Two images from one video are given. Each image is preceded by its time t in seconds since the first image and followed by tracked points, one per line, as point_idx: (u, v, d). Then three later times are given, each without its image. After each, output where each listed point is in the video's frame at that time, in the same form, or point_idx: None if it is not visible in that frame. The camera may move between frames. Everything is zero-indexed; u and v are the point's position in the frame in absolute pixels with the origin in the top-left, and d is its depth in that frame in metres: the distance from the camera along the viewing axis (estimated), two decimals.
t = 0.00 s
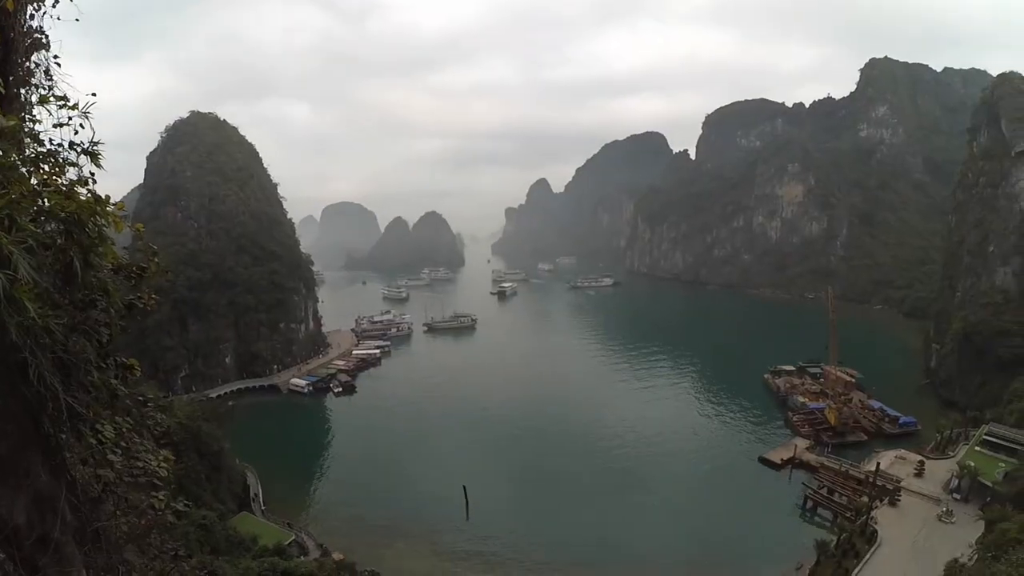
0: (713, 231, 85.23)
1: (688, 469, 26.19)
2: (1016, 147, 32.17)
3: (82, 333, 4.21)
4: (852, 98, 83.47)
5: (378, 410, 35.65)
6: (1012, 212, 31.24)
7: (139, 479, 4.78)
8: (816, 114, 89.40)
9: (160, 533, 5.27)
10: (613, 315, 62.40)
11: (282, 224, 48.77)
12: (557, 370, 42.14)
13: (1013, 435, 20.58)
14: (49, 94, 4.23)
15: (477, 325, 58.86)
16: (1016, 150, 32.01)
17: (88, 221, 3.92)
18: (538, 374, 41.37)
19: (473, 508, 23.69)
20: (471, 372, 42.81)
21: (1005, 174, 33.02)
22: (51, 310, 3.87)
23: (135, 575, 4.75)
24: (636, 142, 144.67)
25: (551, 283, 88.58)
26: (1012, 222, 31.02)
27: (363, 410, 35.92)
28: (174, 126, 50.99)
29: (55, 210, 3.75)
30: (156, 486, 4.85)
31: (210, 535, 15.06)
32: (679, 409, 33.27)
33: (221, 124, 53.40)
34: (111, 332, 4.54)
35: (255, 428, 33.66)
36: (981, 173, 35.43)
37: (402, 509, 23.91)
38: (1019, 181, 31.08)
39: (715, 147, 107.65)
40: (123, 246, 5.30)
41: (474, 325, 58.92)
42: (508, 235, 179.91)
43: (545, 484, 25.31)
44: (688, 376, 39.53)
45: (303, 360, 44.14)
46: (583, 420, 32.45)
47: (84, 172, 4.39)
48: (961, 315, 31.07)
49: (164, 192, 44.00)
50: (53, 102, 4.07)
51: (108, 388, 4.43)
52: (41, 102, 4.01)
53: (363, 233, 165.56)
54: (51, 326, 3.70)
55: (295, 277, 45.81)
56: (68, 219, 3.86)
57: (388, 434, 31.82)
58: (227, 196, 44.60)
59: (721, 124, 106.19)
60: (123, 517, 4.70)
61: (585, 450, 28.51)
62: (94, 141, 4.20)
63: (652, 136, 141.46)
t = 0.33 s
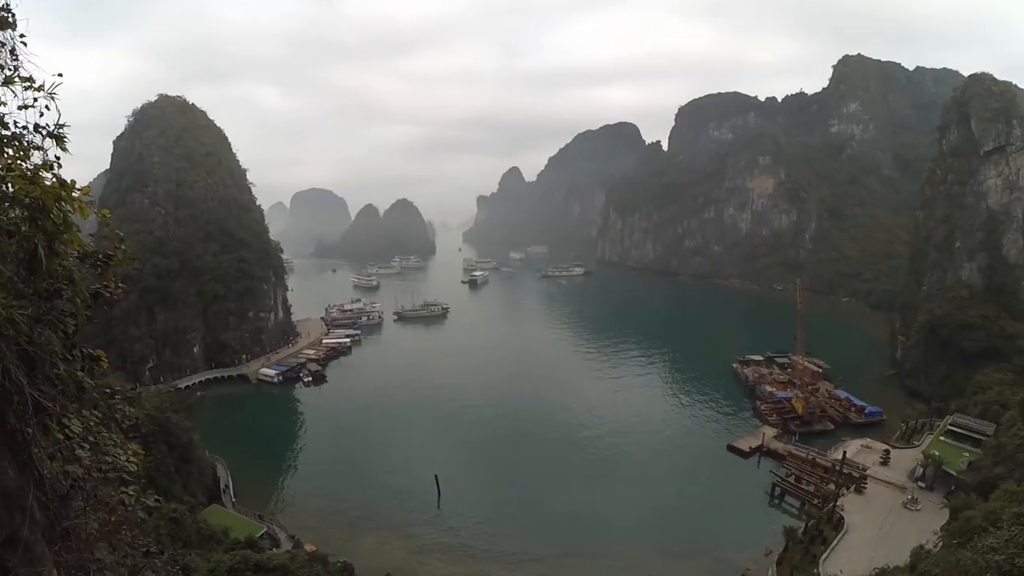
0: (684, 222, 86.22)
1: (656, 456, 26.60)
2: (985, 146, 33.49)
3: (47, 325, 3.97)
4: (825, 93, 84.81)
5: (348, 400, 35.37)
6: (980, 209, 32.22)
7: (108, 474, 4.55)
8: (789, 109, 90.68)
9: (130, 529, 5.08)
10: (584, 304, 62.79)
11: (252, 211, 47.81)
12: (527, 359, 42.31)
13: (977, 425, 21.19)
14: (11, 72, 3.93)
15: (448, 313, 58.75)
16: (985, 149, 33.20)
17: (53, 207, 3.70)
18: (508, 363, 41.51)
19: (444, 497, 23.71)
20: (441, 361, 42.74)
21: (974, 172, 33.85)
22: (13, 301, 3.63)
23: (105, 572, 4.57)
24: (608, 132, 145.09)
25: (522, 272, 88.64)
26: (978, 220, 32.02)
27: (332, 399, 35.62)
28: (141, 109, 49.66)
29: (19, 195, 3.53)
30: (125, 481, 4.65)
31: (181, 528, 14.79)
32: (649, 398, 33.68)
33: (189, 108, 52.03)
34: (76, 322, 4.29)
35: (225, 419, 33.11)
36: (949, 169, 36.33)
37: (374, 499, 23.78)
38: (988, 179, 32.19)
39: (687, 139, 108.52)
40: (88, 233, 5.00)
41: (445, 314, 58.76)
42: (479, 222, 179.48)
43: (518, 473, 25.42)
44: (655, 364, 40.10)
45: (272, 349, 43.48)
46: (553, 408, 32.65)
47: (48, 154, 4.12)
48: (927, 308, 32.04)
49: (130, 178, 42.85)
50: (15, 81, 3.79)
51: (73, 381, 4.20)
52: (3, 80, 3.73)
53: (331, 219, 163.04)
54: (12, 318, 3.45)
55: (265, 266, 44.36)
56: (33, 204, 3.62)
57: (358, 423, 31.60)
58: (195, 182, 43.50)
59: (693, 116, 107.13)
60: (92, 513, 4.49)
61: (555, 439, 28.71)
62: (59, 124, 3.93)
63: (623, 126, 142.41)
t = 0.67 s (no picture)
0: (665, 218, 86.62)
1: (635, 451, 26.80)
2: (964, 147, 33.54)
3: (22, 317, 3.81)
4: (808, 92, 85.68)
5: (327, 393, 35.17)
6: (958, 209, 32.86)
7: (87, 470, 4.42)
8: (771, 107, 91.47)
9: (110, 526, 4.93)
10: (564, 298, 62.97)
11: (232, 203, 47.09)
12: (507, 352, 42.37)
13: (954, 422, 21.62)
14: None
15: (427, 307, 58.63)
16: (964, 150, 33.41)
17: (30, 195, 3.56)
18: (488, 356, 41.57)
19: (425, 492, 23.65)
20: (420, 354, 42.69)
21: (953, 172, 34.17)
22: None
23: (86, 570, 4.44)
24: (590, 126, 145.21)
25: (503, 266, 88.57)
26: (957, 219, 32.65)
27: (311, 392, 35.37)
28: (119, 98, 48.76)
29: None
30: (106, 476, 4.51)
31: (161, 524, 14.61)
32: (630, 393, 33.96)
33: (169, 97, 51.09)
34: (53, 314, 4.14)
35: (204, 413, 32.71)
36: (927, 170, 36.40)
37: (355, 493, 23.70)
38: (967, 180, 32.75)
39: (669, 135, 108.94)
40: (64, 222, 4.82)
41: (425, 307, 58.64)
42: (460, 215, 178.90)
43: (500, 468, 25.41)
44: (633, 359, 40.43)
45: (252, 343, 42.96)
46: (532, 402, 32.76)
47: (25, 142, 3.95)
48: (906, 305, 32.68)
49: (108, 168, 42.02)
50: None
51: (51, 376, 4.04)
52: None
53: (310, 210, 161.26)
54: None
55: (245, 258, 43.63)
56: (10, 192, 3.49)
57: (336, 417, 31.36)
58: (173, 172, 42.74)
59: (676, 112, 107.71)
60: (71, 509, 4.34)
61: (536, 433, 28.80)
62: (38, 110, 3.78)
63: (606, 121, 142.76)
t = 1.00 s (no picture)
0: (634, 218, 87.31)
1: (612, 450, 26.92)
2: (928, 144, 33.95)
3: None
4: (774, 92, 87.24)
5: (299, 400, 34.58)
6: (922, 204, 33.72)
7: (57, 487, 4.21)
8: (738, 107, 92.94)
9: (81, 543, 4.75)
10: (537, 299, 63.03)
11: (198, 208, 45.94)
12: (481, 355, 42.25)
13: (923, 411, 22.24)
14: None
15: (398, 311, 58.16)
16: (928, 147, 33.90)
17: None
18: (460, 359, 41.40)
19: (402, 498, 23.38)
20: (392, 358, 42.30)
21: (917, 168, 34.99)
22: None
23: None
24: (560, 127, 145.85)
25: (474, 267, 88.30)
26: (921, 214, 33.57)
27: (284, 400, 34.74)
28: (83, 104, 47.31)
29: None
30: (77, 494, 4.31)
31: (134, 540, 14.16)
32: (603, 391, 34.22)
33: (133, 101, 49.70)
34: (18, 327, 3.94)
35: (173, 424, 31.91)
36: (892, 166, 37.22)
37: (330, 500, 23.39)
38: (930, 176, 33.52)
39: (637, 135, 109.97)
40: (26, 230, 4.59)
41: (395, 310, 58.18)
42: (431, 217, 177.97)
43: (477, 471, 25.26)
44: (606, 358, 40.73)
45: (221, 351, 42.02)
46: (506, 404, 32.69)
47: None
48: (873, 299, 33.54)
49: (72, 175, 40.78)
50: None
51: (16, 391, 3.84)
52: None
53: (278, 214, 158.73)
54: None
55: (212, 265, 42.73)
56: None
57: (309, 425, 30.81)
58: (139, 179, 41.59)
59: (644, 113, 108.80)
60: (42, 529, 4.14)
61: (512, 435, 28.74)
62: None
63: (576, 122, 143.58)
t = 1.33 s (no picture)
0: (607, 214, 87.64)
1: (588, 445, 27.07)
2: (898, 141, 34.44)
3: None
4: (746, 89, 88.35)
5: (271, 400, 34.04)
6: (891, 200, 34.51)
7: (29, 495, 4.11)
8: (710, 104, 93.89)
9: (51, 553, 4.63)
10: (510, 295, 62.94)
11: (167, 205, 44.73)
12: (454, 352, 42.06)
13: (892, 402, 22.86)
14: None
15: (371, 308, 57.64)
16: (898, 144, 34.35)
17: None
18: (434, 356, 41.20)
19: (378, 497, 23.19)
20: (366, 356, 41.91)
21: (885, 165, 35.72)
22: None
23: None
24: (532, 123, 145.82)
25: (447, 264, 87.77)
26: (890, 210, 34.40)
27: (256, 400, 34.11)
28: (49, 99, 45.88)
29: None
30: (49, 501, 4.21)
31: (108, 545, 13.76)
32: (577, 387, 34.40)
33: (101, 95, 48.21)
34: None
35: (142, 426, 31.12)
36: (861, 163, 37.99)
37: (304, 500, 23.08)
38: (899, 173, 34.24)
39: (610, 131, 110.55)
40: None
41: (367, 308, 57.65)
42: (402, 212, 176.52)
43: (455, 468, 25.15)
44: (580, 353, 41.01)
45: (192, 351, 41.11)
46: (481, 401, 32.63)
47: None
48: (843, 293, 34.33)
49: (38, 172, 39.47)
50: None
51: None
52: None
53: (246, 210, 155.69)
54: None
55: (181, 263, 41.72)
56: None
57: (283, 424, 30.33)
58: (107, 175, 40.34)
59: (617, 109, 109.31)
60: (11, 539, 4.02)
61: (487, 432, 28.69)
62: None
63: (549, 117, 143.61)
